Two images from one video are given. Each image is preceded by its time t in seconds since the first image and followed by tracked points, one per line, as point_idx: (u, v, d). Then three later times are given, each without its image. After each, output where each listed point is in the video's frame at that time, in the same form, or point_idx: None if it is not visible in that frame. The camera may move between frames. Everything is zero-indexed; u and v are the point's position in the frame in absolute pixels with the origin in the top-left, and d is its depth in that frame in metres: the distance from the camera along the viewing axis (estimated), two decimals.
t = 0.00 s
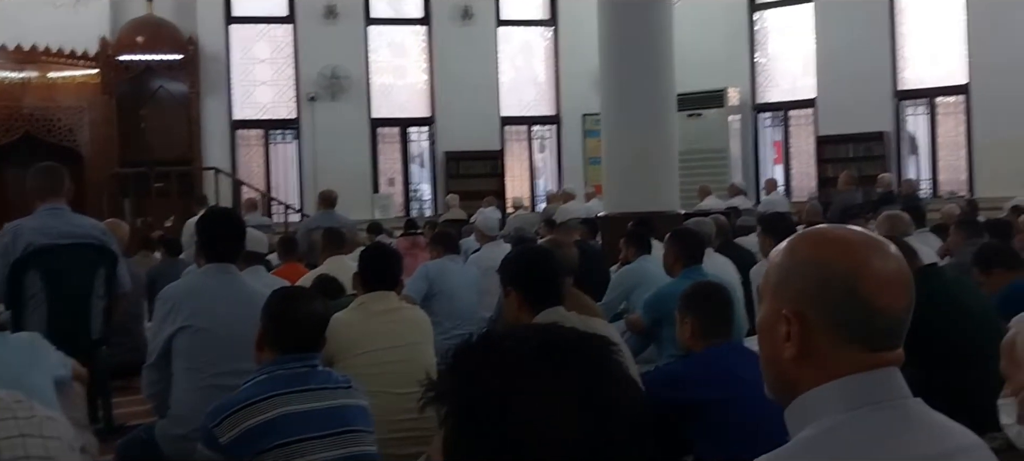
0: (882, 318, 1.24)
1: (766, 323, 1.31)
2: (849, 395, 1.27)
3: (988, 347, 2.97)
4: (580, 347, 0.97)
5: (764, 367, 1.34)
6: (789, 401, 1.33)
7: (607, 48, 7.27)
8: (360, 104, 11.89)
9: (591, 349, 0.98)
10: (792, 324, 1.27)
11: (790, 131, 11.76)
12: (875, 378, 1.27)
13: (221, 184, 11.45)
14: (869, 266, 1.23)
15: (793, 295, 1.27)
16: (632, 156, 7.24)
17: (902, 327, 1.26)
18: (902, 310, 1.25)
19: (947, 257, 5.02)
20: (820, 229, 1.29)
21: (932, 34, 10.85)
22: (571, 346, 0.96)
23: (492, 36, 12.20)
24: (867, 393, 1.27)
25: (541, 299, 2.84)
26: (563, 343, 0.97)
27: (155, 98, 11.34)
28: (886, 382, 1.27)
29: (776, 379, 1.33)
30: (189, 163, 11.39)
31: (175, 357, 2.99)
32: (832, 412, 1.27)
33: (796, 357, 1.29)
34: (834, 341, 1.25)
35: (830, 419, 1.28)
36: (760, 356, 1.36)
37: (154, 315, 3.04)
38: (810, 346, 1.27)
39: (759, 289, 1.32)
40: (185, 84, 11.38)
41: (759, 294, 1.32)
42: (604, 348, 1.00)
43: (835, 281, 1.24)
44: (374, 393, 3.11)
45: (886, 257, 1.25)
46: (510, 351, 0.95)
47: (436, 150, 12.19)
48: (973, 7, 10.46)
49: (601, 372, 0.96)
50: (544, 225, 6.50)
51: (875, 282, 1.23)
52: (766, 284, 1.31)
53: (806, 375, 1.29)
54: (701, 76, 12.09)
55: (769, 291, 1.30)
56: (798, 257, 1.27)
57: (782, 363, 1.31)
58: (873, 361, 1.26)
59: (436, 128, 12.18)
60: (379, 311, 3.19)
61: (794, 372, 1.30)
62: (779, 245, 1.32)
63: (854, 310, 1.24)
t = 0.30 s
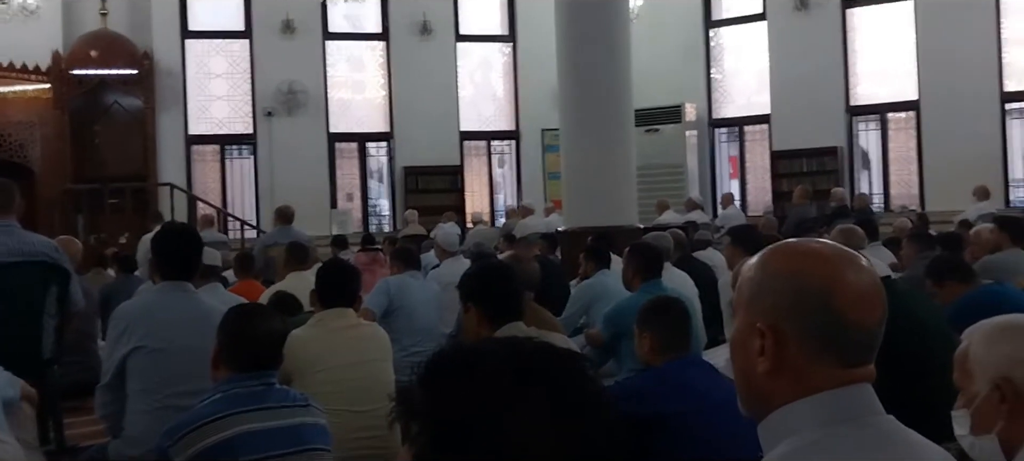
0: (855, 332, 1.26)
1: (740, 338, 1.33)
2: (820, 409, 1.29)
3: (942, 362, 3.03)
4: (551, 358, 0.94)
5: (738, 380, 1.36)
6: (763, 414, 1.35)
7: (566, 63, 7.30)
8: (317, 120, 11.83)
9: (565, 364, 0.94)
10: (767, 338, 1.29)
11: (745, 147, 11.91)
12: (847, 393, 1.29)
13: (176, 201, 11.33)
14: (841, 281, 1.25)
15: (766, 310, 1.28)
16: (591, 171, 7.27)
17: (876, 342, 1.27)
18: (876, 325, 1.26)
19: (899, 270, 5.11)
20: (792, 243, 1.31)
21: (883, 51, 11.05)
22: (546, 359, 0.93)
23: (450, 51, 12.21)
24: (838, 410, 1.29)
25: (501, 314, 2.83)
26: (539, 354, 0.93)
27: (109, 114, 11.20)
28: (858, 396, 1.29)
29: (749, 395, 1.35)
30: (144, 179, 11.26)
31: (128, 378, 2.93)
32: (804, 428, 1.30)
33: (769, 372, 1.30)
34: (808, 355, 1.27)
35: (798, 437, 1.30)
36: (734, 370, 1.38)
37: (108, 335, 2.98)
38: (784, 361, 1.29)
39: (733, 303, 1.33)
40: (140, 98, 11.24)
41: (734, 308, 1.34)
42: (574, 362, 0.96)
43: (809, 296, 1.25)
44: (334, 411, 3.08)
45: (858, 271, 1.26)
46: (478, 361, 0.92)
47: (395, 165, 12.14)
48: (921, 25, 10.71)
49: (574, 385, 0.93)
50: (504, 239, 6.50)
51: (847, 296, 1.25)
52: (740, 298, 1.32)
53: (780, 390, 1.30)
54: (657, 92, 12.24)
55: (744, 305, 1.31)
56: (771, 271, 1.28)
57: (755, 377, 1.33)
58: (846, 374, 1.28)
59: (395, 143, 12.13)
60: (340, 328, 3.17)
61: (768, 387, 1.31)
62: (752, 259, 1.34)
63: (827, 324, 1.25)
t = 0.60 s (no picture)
0: (825, 350, 1.27)
1: (710, 357, 1.32)
2: (792, 432, 1.31)
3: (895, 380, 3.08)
4: (512, 379, 0.93)
5: (707, 399, 1.36)
6: (734, 432, 1.35)
7: (526, 81, 7.34)
8: (276, 138, 11.77)
9: (526, 385, 0.93)
10: (739, 356, 1.29)
11: (703, 165, 12.03)
12: (812, 414, 1.31)
13: (132, 218, 11.20)
14: (812, 300, 1.26)
15: (738, 329, 1.28)
16: (552, 188, 7.30)
17: (845, 360, 1.29)
18: (844, 342, 1.28)
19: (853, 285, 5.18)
20: (760, 262, 1.31)
21: (837, 70, 11.24)
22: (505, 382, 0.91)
23: (411, 69, 12.20)
24: (808, 430, 1.31)
25: (465, 333, 2.82)
26: (498, 376, 0.92)
27: (64, 130, 11.11)
28: (826, 416, 1.32)
29: (719, 413, 1.35)
30: (98, 197, 11.12)
31: (82, 400, 2.88)
32: (773, 450, 1.32)
33: (740, 391, 1.31)
34: (780, 376, 1.28)
35: (768, 458, 1.33)
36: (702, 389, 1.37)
37: (61, 356, 2.92)
38: (756, 379, 1.29)
39: (702, 322, 1.33)
40: (95, 115, 11.12)
41: (704, 326, 1.34)
42: (537, 384, 0.95)
43: (782, 314, 1.26)
44: (293, 433, 3.05)
45: (826, 291, 1.28)
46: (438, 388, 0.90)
47: (354, 183, 12.08)
48: (873, 45, 10.91)
49: (532, 408, 0.91)
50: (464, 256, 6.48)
51: (818, 314, 1.26)
52: (709, 316, 1.32)
53: (752, 408, 1.31)
54: (616, 110, 12.33)
55: (715, 324, 1.31)
56: (741, 290, 1.29)
57: (725, 395, 1.33)
58: (815, 390, 1.30)
59: (354, 161, 12.07)
60: (300, 348, 3.13)
61: (739, 406, 1.32)
62: (720, 277, 1.34)
63: (799, 342, 1.26)
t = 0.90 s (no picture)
0: (772, 369, 1.28)
1: (661, 377, 1.33)
2: (744, 450, 1.30)
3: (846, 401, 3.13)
4: (466, 399, 0.91)
5: (658, 418, 1.36)
6: (686, 452, 1.35)
7: (483, 101, 7.34)
8: (228, 157, 11.64)
9: (481, 404, 0.92)
10: (688, 375, 1.29)
11: (658, 185, 12.13)
12: (763, 431, 1.30)
13: (81, 239, 11.01)
14: (758, 318, 1.27)
15: (687, 349, 1.29)
16: (509, 208, 7.30)
17: (793, 377, 1.30)
18: (791, 360, 1.29)
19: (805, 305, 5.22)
20: (706, 282, 1.32)
21: (788, 92, 11.40)
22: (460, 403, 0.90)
23: (366, 89, 12.17)
24: (762, 450, 1.30)
25: (418, 355, 2.80)
26: (450, 397, 0.91)
27: (11, 150, 10.94)
28: (774, 436, 1.31)
29: (671, 432, 1.35)
30: (46, 218, 10.94)
31: (28, 427, 2.81)
32: None
33: (691, 410, 1.31)
34: (729, 394, 1.28)
35: None
36: (653, 411, 1.38)
37: (7, 382, 2.85)
38: (705, 399, 1.30)
39: (651, 342, 1.34)
40: (45, 134, 10.95)
41: (653, 348, 1.34)
42: (490, 405, 0.93)
43: (730, 334, 1.27)
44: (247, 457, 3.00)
45: (772, 311, 1.29)
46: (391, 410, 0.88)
47: (308, 203, 11.98)
48: (823, 68, 11.09)
49: (487, 424, 0.90)
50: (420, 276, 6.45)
51: (765, 334, 1.27)
52: (659, 338, 1.33)
53: (702, 427, 1.31)
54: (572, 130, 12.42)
55: (664, 345, 1.32)
56: (690, 310, 1.29)
57: (676, 415, 1.33)
58: (763, 410, 1.30)
59: (309, 180, 11.97)
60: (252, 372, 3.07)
61: (690, 425, 1.32)
62: (669, 297, 1.35)
63: (746, 360, 1.27)
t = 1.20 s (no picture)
0: (714, 377, 1.29)
1: (607, 388, 1.32)
2: (690, 451, 1.30)
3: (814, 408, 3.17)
4: (426, 412, 0.92)
5: (604, 427, 1.36)
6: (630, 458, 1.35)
7: (455, 112, 7.34)
8: (198, 168, 11.55)
9: (439, 416, 0.92)
10: (635, 385, 1.29)
11: (630, 195, 12.18)
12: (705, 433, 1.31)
13: (48, 250, 10.88)
14: (698, 328, 1.28)
15: (631, 358, 1.29)
16: (481, 219, 7.29)
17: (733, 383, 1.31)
18: (730, 368, 1.30)
19: (774, 315, 5.25)
20: (648, 294, 1.33)
21: (758, 104, 11.49)
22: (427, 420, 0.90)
23: (338, 99, 12.12)
24: (703, 451, 1.31)
25: (385, 366, 2.77)
26: (410, 409, 0.91)
27: None
28: (714, 437, 1.32)
29: (617, 441, 1.35)
30: (12, 229, 10.78)
31: None
32: None
33: (638, 419, 1.31)
34: (673, 400, 1.28)
35: None
36: (598, 421, 1.37)
37: None
38: (651, 407, 1.29)
39: (596, 354, 1.33)
40: (11, 144, 10.79)
41: (598, 359, 1.34)
42: (451, 416, 0.94)
43: (673, 343, 1.27)
44: None
45: (712, 321, 1.30)
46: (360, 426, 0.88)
47: (279, 214, 11.91)
48: (792, 80, 11.20)
49: (449, 436, 0.90)
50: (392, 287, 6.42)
51: (707, 343, 1.28)
52: (603, 349, 1.32)
53: (648, 435, 1.31)
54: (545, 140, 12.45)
55: (609, 356, 1.31)
56: (635, 321, 1.29)
57: (623, 425, 1.33)
58: (705, 416, 1.31)
59: (280, 191, 11.90)
60: (219, 385, 3.04)
61: (635, 432, 1.32)
62: (613, 309, 1.35)
63: (691, 369, 1.27)
